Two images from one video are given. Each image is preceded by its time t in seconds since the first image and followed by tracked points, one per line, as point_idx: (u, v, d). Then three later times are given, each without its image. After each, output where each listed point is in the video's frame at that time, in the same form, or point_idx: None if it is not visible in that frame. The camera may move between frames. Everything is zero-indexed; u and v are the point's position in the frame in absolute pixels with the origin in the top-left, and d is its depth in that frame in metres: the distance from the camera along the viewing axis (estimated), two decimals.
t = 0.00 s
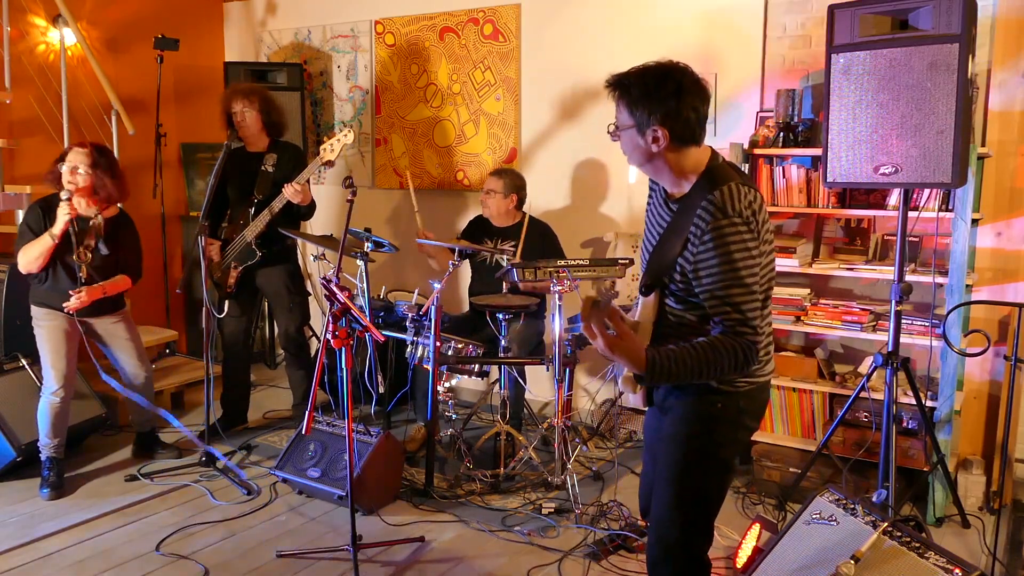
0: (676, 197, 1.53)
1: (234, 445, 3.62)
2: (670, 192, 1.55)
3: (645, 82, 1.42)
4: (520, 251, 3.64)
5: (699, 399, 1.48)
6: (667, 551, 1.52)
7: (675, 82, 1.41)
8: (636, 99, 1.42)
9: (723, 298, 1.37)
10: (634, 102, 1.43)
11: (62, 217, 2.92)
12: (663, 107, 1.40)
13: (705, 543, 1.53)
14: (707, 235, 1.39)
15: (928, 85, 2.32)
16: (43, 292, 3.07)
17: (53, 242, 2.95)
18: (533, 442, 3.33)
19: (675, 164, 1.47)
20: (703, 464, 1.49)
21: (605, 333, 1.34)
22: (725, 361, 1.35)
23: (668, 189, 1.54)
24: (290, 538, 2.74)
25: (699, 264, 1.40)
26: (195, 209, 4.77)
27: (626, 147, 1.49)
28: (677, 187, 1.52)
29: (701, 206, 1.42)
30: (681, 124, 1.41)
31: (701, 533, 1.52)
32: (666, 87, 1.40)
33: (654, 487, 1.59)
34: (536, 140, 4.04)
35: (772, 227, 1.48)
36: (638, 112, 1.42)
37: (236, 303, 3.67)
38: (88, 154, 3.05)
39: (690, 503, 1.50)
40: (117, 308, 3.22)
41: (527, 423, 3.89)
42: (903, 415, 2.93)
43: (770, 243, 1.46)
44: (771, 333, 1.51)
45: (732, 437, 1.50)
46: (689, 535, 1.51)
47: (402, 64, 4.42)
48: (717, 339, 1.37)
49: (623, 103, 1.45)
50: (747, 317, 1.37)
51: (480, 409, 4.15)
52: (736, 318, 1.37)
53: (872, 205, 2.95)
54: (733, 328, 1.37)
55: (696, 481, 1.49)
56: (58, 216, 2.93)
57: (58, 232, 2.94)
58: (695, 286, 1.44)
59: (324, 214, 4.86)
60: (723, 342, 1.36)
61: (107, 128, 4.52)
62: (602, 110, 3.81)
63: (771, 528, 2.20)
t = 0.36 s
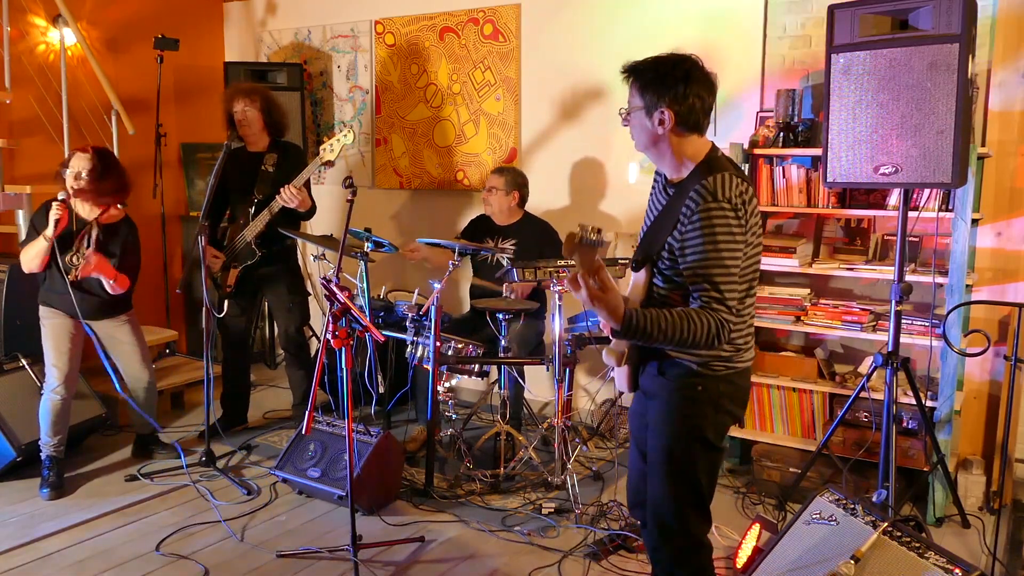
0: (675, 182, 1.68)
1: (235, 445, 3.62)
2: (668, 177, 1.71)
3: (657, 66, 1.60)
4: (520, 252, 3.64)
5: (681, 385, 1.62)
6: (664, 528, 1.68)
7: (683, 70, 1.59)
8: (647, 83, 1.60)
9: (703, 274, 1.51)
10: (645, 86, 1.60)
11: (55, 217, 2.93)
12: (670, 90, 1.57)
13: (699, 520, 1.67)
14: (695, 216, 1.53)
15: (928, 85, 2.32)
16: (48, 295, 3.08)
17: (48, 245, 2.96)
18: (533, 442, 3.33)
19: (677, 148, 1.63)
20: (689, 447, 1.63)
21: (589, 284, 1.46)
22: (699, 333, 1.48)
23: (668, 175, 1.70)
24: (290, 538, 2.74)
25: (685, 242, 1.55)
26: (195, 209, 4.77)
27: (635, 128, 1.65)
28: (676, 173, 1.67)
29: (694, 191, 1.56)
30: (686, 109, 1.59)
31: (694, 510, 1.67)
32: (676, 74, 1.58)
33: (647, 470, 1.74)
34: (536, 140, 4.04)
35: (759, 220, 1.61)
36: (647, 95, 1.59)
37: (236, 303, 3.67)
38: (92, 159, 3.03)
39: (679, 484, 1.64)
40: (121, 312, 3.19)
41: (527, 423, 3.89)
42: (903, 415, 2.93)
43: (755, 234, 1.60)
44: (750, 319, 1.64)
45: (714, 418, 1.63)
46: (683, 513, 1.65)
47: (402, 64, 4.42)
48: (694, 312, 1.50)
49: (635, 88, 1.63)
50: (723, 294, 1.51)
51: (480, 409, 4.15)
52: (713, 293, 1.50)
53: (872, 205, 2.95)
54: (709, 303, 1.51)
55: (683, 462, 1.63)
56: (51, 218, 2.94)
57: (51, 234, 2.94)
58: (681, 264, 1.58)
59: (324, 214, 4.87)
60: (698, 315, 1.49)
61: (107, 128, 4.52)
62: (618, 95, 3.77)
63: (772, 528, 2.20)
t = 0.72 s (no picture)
0: (667, 182, 1.70)
1: (234, 445, 3.62)
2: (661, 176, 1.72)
3: (661, 69, 1.63)
4: (520, 252, 3.64)
5: (666, 375, 1.69)
6: (654, 515, 1.74)
7: (685, 73, 1.62)
8: (649, 83, 1.63)
9: (691, 266, 1.54)
10: (646, 86, 1.63)
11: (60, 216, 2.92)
12: (671, 92, 1.61)
13: (687, 505, 1.74)
14: (686, 211, 1.56)
15: (928, 85, 2.32)
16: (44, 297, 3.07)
17: (51, 242, 2.95)
18: (533, 442, 3.32)
19: (673, 148, 1.65)
20: (674, 435, 1.70)
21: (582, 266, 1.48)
22: (685, 320, 1.51)
23: (662, 175, 1.71)
24: (290, 538, 2.74)
25: (675, 237, 1.58)
26: (195, 209, 4.77)
27: (635, 127, 1.68)
28: (670, 174, 1.68)
29: (685, 188, 1.59)
30: (685, 111, 1.62)
31: (682, 496, 1.73)
32: (678, 77, 1.61)
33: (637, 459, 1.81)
34: (536, 140, 4.04)
35: (745, 221, 1.65)
36: (649, 95, 1.61)
37: (236, 302, 3.67)
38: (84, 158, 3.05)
39: (667, 471, 1.71)
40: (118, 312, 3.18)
41: (527, 423, 3.89)
42: (903, 415, 2.93)
43: (741, 233, 1.64)
44: (732, 314, 1.69)
45: (698, 407, 1.70)
46: (672, 500, 1.72)
47: (402, 64, 4.42)
48: (680, 300, 1.53)
49: (636, 89, 1.66)
50: (708, 286, 1.54)
51: (480, 409, 4.15)
52: (699, 284, 1.54)
53: (872, 205, 2.95)
54: (695, 293, 1.54)
55: (669, 450, 1.70)
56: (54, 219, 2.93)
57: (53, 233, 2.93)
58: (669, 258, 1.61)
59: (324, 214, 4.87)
60: (685, 303, 1.52)
61: (107, 128, 4.51)
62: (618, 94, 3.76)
63: (772, 528, 2.20)
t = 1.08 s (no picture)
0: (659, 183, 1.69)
1: (234, 445, 3.62)
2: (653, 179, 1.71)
3: (651, 72, 1.65)
4: (520, 252, 3.64)
5: (663, 375, 1.68)
6: (647, 515, 1.74)
7: (675, 76, 1.64)
8: (639, 86, 1.64)
9: (688, 265, 1.53)
10: (635, 88, 1.64)
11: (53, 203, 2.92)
12: (662, 94, 1.62)
13: (681, 506, 1.74)
14: (681, 210, 1.55)
15: (928, 85, 2.32)
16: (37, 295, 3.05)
17: (42, 228, 2.93)
18: (533, 442, 3.32)
19: (665, 150, 1.65)
20: (670, 435, 1.70)
21: (583, 266, 1.50)
22: (684, 317, 1.51)
23: (653, 177, 1.71)
24: (290, 538, 2.74)
25: (671, 236, 1.57)
26: (195, 209, 4.77)
27: (626, 131, 1.68)
28: (661, 175, 1.68)
29: (680, 187, 1.58)
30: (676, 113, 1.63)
31: (676, 497, 1.73)
32: (669, 81, 1.62)
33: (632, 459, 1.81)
34: (536, 140, 4.04)
35: (739, 219, 1.65)
36: (641, 98, 1.62)
37: (236, 303, 3.67)
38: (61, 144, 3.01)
39: (661, 471, 1.71)
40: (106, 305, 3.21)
41: (527, 423, 3.89)
42: (903, 415, 2.93)
43: (735, 231, 1.64)
44: (729, 313, 1.69)
45: (694, 407, 1.70)
46: (666, 500, 1.72)
47: (402, 64, 4.42)
48: (679, 297, 1.53)
49: (625, 92, 1.66)
50: (705, 283, 1.53)
51: (480, 409, 4.15)
52: (696, 281, 1.53)
53: (872, 205, 2.94)
54: (693, 290, 1.53)
55: (664, 449, 1.70)
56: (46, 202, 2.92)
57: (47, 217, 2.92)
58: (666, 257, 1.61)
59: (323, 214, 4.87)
60: (683, 300, 1.52)
61: (107, 128, 4.51)
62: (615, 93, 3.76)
63: (772, 528, 2.20)
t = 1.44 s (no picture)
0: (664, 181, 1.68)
1: (234, 445, 3.62)
2: (656, 176, 1.70)
3: (658, 66, 1.65)
4: (520, 251, 3.64)
5: (671, 383, 1.67)
6: (652, 523, 1.73)
7: (681, 72, 1.64)
8: (645, 82, 1.64)
9: (705, 266, 1.52)
10: (639, 82, 1.64)
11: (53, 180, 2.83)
12: (669, 89, 1.62)
13: (686, 514, 1.73)
14: (694, 210, 1.54)
15: (928, 85, 2.32)
16: (37, 293, 3.00)
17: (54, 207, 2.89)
18: (533, 442, 3.32)
19: (669, 147, 1.65)
20: (677, 444, 1.69)
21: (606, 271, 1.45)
22: (704, 320, 1.50)
23: (656, 175, 1.70)
24: (290, 538, 2.74)
25: (684, 235, 1.56)
26: (195, 209, 4.77)
27: (629, 128, 1.68)
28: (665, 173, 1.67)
29: (690, 186, 1.58)
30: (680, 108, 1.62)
31: (681, 505, 1.72)
32: (673, 76, 1.63)
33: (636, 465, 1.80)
34: (536, 140, 4.04)
35: (746, 218, 1.65)
36: (646, 92, 1.62)
37: (237, 303, 3.67)
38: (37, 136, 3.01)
39: (666, 479, 1.70)
40: (95, 297, 3.20)
41: (527, 423, 3.90)
42: (903, 415, 2.93)
43: (745, 231, 1.64)
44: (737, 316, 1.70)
45: (702, 416, 1.70)
46: (671, 508, 1.71)
47: (402, 64, 4.42)
48: (699, 299, 1.52)
49: (630, 87, 1.66)
50: (723, 284, 1.53)
51: (480, 409, 4.15)
52: (714, 283, 1.52)
53: (872, 205, 2.94)
54: (711, 292, 1.52)
55: (670, 457, 1.69)
56: (50, 184, 2.83)
57: (55, 197, 2.83)
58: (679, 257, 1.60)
59: (323, 214, 4.87)
60: (703, 303, 1.50)
61: (107, 127, 4.51)
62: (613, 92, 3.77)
63: (771, 528, 2.20)
